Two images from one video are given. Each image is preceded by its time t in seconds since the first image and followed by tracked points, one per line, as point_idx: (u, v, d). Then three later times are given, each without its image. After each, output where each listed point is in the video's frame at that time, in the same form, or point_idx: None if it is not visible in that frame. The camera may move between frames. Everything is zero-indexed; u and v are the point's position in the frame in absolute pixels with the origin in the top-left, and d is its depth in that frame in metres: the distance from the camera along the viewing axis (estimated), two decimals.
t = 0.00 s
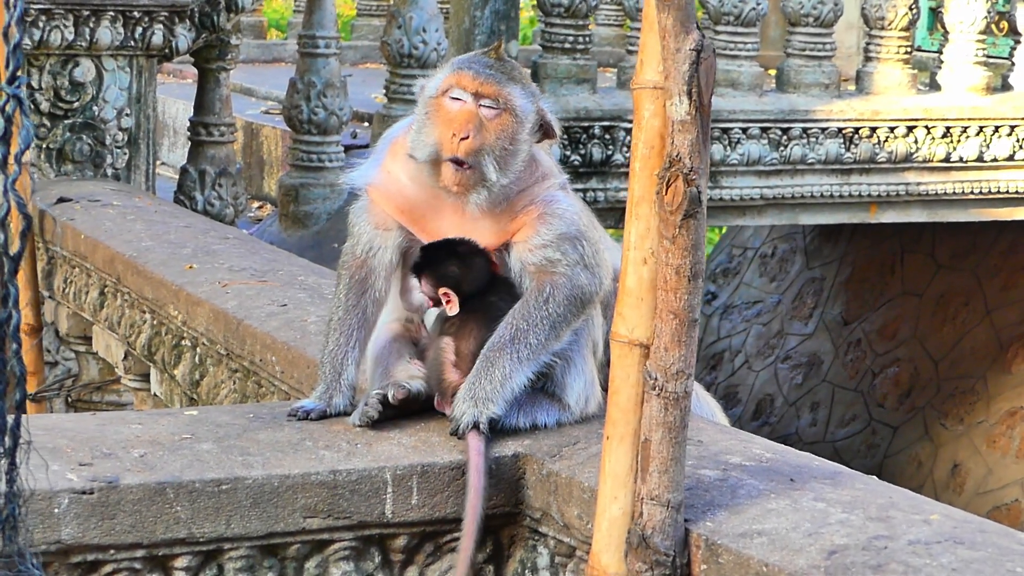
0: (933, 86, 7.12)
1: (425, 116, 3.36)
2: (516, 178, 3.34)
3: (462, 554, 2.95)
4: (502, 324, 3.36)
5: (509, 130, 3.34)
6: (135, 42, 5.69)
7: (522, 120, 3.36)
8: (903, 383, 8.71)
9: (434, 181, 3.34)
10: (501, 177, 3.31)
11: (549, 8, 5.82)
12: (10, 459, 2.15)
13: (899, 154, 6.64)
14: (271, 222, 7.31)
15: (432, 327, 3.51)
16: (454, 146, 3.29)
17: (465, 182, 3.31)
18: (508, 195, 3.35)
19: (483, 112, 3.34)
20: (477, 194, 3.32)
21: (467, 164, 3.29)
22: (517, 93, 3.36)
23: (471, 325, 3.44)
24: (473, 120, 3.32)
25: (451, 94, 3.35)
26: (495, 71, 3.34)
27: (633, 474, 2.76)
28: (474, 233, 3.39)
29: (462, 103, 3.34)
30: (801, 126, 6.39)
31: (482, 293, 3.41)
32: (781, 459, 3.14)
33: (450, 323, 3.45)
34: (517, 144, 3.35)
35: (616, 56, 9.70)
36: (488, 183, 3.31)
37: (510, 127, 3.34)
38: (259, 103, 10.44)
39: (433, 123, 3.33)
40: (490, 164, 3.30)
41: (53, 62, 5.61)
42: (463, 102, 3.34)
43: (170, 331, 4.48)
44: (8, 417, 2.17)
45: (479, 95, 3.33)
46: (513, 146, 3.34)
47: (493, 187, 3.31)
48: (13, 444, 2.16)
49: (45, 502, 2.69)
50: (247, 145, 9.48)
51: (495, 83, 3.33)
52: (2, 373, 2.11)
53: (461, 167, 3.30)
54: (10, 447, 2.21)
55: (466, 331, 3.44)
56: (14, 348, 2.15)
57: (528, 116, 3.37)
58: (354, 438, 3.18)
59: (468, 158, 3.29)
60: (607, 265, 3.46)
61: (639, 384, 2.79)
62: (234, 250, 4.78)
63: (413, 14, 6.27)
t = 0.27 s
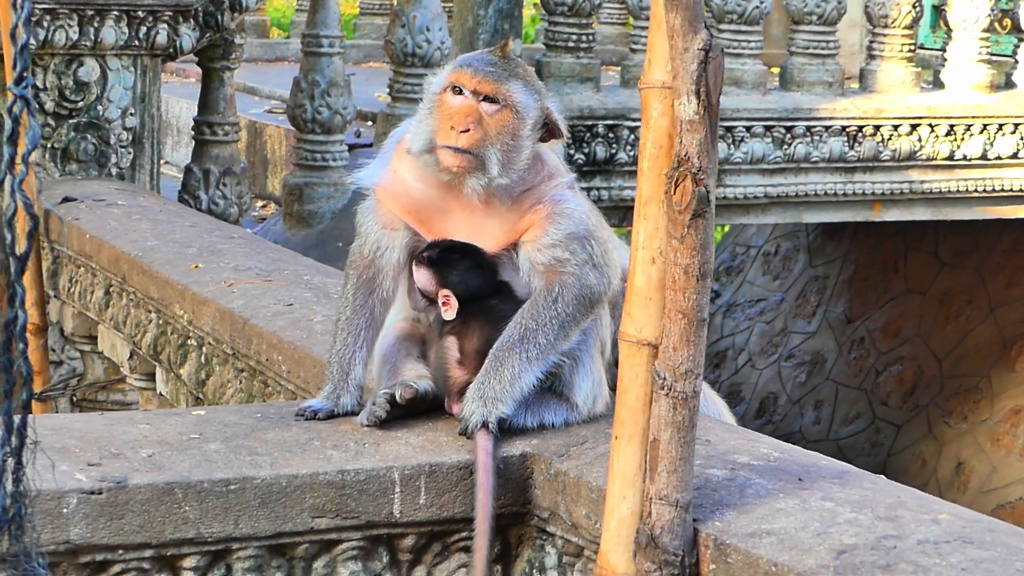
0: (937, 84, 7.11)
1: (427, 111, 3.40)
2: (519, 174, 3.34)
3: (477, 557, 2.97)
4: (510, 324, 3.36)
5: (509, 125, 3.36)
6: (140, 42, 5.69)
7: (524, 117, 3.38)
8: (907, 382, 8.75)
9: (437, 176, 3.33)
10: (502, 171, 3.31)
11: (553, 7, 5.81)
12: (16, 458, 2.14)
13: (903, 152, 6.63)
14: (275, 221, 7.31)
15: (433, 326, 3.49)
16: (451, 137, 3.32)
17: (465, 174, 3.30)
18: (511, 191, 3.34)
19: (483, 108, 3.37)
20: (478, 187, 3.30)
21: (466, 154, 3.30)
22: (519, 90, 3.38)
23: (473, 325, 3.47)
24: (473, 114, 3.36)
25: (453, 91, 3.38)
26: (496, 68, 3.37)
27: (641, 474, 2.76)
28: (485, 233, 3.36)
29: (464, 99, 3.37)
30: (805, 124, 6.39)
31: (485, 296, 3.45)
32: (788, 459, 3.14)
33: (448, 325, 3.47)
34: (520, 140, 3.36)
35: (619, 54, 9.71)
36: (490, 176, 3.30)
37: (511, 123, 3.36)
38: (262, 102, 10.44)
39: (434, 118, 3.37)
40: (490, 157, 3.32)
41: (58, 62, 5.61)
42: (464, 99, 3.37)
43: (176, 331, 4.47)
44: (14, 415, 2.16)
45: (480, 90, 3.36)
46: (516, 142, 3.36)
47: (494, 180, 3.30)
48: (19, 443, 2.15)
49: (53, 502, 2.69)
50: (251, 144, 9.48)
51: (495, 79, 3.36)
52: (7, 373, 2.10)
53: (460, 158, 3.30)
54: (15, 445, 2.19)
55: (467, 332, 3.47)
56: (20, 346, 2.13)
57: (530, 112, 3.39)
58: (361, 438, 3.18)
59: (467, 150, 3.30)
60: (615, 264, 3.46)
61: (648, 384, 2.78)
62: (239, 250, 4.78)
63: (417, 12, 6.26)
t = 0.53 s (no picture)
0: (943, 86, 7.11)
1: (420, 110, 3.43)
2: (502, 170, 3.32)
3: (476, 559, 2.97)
4: (513, 327, 3.36)
5: (495, 122, 3.36)
6: (144, 42, 5.69)
7: (511, 113, 3.37)
8: (912, 383, 8.68)
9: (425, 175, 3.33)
10: (485, 167, 3.30)
11: (558, 8, 5.82)
12: (17, 459, 2.13)
13: (908, 154, 6.62)
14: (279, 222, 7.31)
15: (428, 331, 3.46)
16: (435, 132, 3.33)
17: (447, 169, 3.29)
18: (508, 193, 3.36)
19: (472, 104, 3.37)
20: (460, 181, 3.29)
21: (447, 148, 3.29)
22: (508, 87, 3.38)
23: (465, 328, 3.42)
24: (460, 111, 3.36)
25: (444, 89, 3.39)
26: (484, 65, 3.37)
27: (643, 477, 2.76)
28: (487, 234, 3.38)
29: (453, 96, 3.38)
30: (809, 126, 6.38)
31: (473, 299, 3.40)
32: (791, 461, 3.14)
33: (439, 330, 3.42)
34: (507, 138, 3.36)
35: (625, 55, 9.71)
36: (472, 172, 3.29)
37: (498, 120, 3.36)
38: (267, 103, 10.45)
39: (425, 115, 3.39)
40: (473, 153, 3.30)
41: (62, 62, 5.60)
42: (454, 96, 3.38)
43: (179, 332, 4.48)
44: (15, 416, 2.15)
45: (466, 87, 3.36)
46: (502, 139, 3.35)
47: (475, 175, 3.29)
48: (20, 444, 2.13)
49: (54, 504, 2.69)
50: (256, 144, 9.49)
51: (482, 76, 3.36)
52: (9, 373, 2.08)
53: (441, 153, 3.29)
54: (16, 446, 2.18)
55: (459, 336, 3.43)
56: (21, 347, 2.12)
57: (518, 108, 3.38)
58: (363, 439, 3.17)
59: (450, 144, 3.30)
60: (619, 267, 3.45)
61: (649, 387, 2.78)
62: (242, 251, 4.78)
63: (422, 13, 6.25)
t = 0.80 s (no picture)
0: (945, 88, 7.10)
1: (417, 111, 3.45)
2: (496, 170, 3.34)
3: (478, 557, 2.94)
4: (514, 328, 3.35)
5: (486, 121, 3.38)
6: (145, 45, 5.69)
7: (503, 112, 3.38)
8: (914, 385, 8.64)
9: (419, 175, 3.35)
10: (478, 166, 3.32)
11: (560, 10, 5.81)
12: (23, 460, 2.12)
13: (910, 155, 6.61)
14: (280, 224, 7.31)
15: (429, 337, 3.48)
16: (428, 132, 3.34)
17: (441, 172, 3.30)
18: (505, 193, 3.36)
19: (464, 104, 3.39)
20: (455, 183, 3.30)
21: (439, 147, 3.31)
22: (499, 86, 3.39)
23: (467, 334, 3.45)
24: (452, 110, 3.38)
25: (438, 89, 3.41)
26: (476, 64, 3.39)
27: (643, 477, 2.75)
28: (486, 236, 3.38)
29: (446, 96, 3.40)
30: (811, 127, 6.37)
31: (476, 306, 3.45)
32: (792, 462, 3.13)
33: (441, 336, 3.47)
34: (499, 136, 3.38)
35: (626, 57, 9.70)
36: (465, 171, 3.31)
37: (489, 119, 3.38)
38: (269, 105, 10.45)
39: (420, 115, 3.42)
40: (466, 152, 3.32)
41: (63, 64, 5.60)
42: (447, 95, 3.40)
43: (180, 334, 4.48)
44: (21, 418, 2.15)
45: (458, 86, 3.39)
46: (494, 138, 3.37)
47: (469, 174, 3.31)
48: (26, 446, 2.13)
49: (54, 506, 2.69)
50: (257, 146, 9.49)
51: (473, 74, 3.38)
52: (14, 375, 2.07)
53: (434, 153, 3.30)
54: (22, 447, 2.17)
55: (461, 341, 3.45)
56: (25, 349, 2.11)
57: (510, 107, 3.39)
58: (363, 441, 3.17)
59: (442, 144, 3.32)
60: (619, 267, 3.45)
61: (650, 388, 2.78)
62: (243, 253, 4.78)
63: (423, 15, 6.25)
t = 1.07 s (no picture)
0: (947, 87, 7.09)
1: (416, 112, 3.45)
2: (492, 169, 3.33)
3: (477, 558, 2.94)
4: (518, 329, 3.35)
5: (481, 119, 3.37)
6: (147, 45, 5.69)
7: (498, 110, 3.38)
8: (917, 385, 8.62)
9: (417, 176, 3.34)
10: (474, 165, 3.31)
11: (562, 9, 5.81)
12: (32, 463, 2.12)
13: (913, 155, 6.60)
14: (282, 224, 7.31)
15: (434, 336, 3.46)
16: (425, 133, 3.34)
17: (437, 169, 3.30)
18: (504, 193, 3.35)
19: (460, 103, 3.39)
20: (452, 181, 3.30)
21: (435, 147, 3.31)
22: (493, 85, 3.38)
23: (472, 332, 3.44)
24: (448, 109, 3.38)
25: (435, 90, 3.42)
26: (470, 62, 3.39)
27: (645, 479, 2.75)
28: (488, 236, 3.37)
29: (443, 95, 3.40)
30: (813, 127, 6.37)
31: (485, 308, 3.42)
32: (794, 463, 3.13)
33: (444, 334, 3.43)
34: (494, 135, 3.37)
35: (628, 57, 9.70)
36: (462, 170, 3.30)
37: (484, 117, 3.37)
38: (270, 105, 10.44)
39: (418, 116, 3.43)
40: (462, 151, 3.32)
41: (65, 65, 5.60)
42: (444, 95, 3.40)
43: (182, 335, 4.47)
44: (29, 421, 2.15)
45: (453, 85, 3.38)
46: (489, 137, 3.37)
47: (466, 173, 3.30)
48: (35, 448, 2.12)
49: (56, 507, 2.68)
50: (259, 146, 9.49)
51: (467, 73, 3.37)
52: (23, 377, 2.07)
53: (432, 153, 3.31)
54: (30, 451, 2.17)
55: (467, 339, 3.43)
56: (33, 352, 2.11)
57: (505, 105, 3.38)
58: (365, 442, 3.17)
59: (439, 143, 3.32)
60: (622, 268, 3.44)
61: (652, 389, 2.77)
62: (244, 254, 4.78)
63: (425, 15, 6.25)
